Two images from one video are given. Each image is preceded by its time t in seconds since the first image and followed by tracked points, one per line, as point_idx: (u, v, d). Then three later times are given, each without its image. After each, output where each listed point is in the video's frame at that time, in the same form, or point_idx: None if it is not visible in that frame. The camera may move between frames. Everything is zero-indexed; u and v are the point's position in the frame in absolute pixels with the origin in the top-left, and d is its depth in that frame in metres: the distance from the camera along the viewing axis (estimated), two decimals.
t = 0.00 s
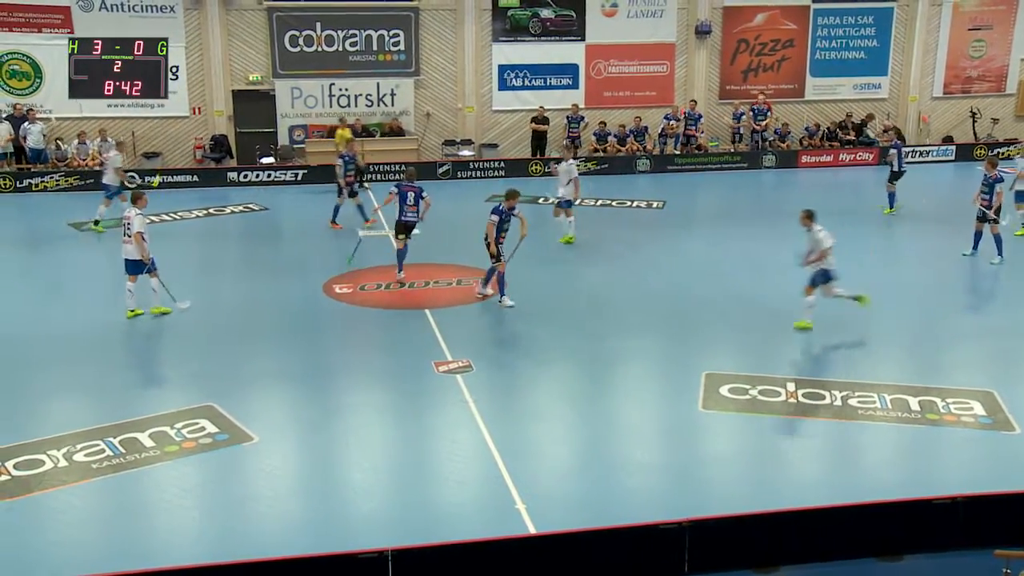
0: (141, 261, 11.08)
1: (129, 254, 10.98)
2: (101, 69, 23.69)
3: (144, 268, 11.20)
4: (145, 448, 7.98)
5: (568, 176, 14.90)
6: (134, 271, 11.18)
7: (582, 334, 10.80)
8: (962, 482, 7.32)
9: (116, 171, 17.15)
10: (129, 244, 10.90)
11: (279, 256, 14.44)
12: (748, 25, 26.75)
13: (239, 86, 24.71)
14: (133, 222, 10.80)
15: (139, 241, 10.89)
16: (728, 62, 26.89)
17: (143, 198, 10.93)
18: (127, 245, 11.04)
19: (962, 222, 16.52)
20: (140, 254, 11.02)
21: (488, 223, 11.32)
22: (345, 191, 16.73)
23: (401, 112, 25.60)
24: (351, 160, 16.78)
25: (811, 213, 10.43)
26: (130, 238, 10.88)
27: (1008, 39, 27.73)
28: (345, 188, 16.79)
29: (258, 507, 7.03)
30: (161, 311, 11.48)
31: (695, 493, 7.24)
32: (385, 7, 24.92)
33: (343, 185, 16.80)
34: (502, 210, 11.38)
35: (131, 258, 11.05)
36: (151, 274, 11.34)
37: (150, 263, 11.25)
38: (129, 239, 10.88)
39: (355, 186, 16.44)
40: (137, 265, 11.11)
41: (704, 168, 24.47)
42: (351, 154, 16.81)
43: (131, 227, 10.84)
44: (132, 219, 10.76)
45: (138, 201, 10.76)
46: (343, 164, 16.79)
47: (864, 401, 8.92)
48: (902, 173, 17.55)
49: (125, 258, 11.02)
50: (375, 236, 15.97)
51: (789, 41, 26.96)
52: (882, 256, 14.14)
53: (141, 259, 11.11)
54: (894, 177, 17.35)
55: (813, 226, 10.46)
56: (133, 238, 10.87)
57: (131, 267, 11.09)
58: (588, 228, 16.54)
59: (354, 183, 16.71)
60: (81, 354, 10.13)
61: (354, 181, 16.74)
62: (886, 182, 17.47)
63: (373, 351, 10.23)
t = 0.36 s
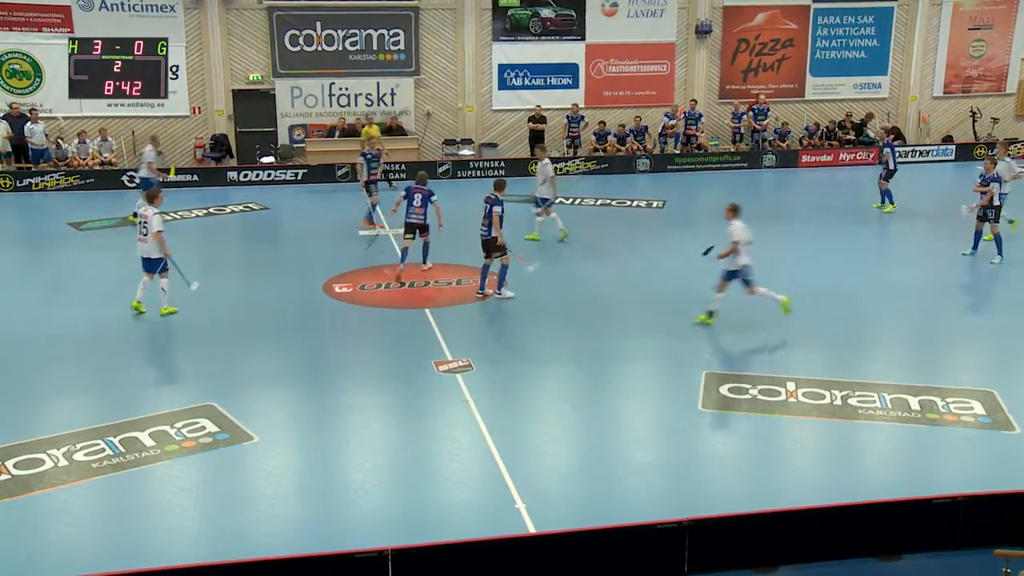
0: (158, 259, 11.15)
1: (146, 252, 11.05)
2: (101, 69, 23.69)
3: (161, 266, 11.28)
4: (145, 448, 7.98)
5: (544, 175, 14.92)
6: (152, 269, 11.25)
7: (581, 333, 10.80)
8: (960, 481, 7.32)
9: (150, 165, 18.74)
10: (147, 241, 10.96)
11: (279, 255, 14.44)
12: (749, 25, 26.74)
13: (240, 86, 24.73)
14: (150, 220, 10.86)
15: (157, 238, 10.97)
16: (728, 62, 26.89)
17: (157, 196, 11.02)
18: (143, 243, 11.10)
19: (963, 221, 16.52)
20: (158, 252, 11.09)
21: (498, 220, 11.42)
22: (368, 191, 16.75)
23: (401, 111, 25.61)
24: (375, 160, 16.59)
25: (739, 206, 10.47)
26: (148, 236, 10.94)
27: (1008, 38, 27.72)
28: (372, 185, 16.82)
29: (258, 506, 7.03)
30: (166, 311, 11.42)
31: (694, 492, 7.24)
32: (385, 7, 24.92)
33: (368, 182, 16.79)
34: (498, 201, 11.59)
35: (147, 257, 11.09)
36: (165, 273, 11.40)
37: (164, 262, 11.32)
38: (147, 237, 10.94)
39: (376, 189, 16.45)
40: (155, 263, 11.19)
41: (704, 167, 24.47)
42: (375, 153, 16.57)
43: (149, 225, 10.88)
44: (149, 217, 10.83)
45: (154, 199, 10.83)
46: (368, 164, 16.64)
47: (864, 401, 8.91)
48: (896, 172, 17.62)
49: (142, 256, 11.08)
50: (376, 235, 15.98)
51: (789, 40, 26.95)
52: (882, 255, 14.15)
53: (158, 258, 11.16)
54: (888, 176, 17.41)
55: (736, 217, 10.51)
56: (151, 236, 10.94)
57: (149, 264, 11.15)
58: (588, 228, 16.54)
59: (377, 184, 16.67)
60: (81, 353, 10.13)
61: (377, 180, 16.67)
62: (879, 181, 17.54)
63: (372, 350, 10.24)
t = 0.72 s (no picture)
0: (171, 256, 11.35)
1: (161, 249, 11.23)
2: (102, 70, 23.71)
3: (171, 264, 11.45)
4: (146, 448, 7.98)
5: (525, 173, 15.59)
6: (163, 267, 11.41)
7: (582, 333, 10.80)
8: (960, 482, 7.32)
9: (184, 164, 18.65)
10: (162, 237, 11.16)
11: (279, 255, 14.45)
12: (749, 25, 26.74)
13: (240, 86, 24.74)
14: (167, 217, 11.12)
15: (174, 234, 11.22)
16: (728, 62, 26.89)
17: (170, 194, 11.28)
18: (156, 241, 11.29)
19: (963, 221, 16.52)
20: (171, 249, 11.31)
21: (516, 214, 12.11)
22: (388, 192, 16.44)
23: (402, 112, 25.62)
24: (394, 163, 16.11)
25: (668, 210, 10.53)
26: (165, 233, 11.15)
27: (1008, 39, 27.73)
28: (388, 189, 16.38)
29: (259, 507, 7.03)
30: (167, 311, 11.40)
31: (694, 492, 7.25)
32: (386, 7, 24.91)
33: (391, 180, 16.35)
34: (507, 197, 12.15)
35: (162, 254, 11.27)
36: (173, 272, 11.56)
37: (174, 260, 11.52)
38: (164, 233, 11.16)
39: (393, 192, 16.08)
40: (168, 261, 11.37)
41: (705, 167, 24.47)
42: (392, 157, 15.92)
43: (166, 222, 11.13)
44: (166, 213, 11.08)
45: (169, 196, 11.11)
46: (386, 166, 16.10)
47: (864, 401, 8.92)
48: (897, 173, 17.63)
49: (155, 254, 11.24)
50: (375, 236, 15.99)
51: (789, 41, 26.95)
52: (882, 256, 14.16)
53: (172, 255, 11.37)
54: (888, 177, 17.41)
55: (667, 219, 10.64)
56: (167, 232, 11.17)
57: (161, 261, 11.34)
58: (589, 228, 16.56)
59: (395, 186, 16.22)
60: (81, 353, 10.14)
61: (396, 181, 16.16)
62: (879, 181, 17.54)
63: (372, 351, 10.24)
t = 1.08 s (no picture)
0: (196, 249, 11.87)
1: (186, 243, 11.74)
2: (101, 69, 23.72)
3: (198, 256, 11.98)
4: (163, 447, 8.01)
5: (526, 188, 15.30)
6: (188, 260, 11.93)
7: (599, 335, 10.78)
8: (979, 486, 7.26)
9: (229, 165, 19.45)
10: (186, 233, 11.65)
11: (297, 256, 14.50)
12: (766, 27, 26.67)
13: (257, 87, 24.83)
14: (189, 213, 11.58)
15: (197, 229, 11.70)
16: (745, 63, 26.83)
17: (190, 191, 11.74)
18: (181, 236, 11.79)
19: (985, 224, 16.43)
20: (196, 242, 11.82)
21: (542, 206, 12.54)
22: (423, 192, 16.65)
23: (418, 112, 25.69)
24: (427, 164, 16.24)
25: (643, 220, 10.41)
26: (188, 228, 11.63)
27: None
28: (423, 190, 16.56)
29: (275, 506, 7.05)
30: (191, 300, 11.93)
31: (710, 494, 7.22)
32: (402, 8, 24.98)
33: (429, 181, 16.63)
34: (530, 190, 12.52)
35: (184, 248, 11.74)
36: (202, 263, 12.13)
37: (201, 252, 12.05)
38: (188, 228, 11.64)
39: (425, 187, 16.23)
40: (193, 254, 11.87)
41: (721, 169, 24.40)
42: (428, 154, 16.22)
43: (188, 217, 11.59)
44: (188, 209, 11.52)
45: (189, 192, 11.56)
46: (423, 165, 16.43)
47: (881, 404, 8.87)
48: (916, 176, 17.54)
49: (181, 249, 11.75)
50: (391, 237, 15.97)
51: (806, 42, 26.85)
52: (904, 258, 14.08)
53: (195, 249, 11.85)
54: (907, 179, 17.32)
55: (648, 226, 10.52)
56: (190, 227, 11.64)
57: (186, 255, 11.84)
58: (607, 229, 16.55)
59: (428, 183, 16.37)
60: (100, 353, 10.20)
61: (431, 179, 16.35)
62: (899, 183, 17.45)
63: (388, 351, 10.26)
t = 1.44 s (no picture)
0: (214, 247, 12.05)
1: (205, 242, 11.91)
2: (101, 69, 23.68)
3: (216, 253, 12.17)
4: (170, 448, 8.02)
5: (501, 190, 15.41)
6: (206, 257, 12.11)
7: (608, 336, 10.78)
8: (989, 488, 7.23)
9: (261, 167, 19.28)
10: (205, 232, 11.82)
11: (306, 256, 14.52)
12: (774, 27, 26.64)
13: (265, 88, 24.88)
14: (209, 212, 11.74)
15: (216, 228, 11.87)
16: (752, 64, 26.81)
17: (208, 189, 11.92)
18: (199, 234, 11.93)
19: (996, 225, 16.38)
20: (214, 241, 11.99)
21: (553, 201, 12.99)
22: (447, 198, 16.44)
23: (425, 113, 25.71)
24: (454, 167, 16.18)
25: (652, 225, 10.21)
26: (208, 227, 11.81)
27: None
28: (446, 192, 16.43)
29: (282, 507, 7.05)
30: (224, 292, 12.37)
31: (717, 496, 7.20)
32: (410, 9, 25.01)
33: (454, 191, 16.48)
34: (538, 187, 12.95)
35: (200, 247, 11.90)
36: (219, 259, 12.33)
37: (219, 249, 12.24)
38: (208, 227, 11.82)
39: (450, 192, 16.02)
40: (209, 252, 12.05)
41: (728, 170, 24.39)
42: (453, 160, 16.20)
43: (208, 216, 11.79)
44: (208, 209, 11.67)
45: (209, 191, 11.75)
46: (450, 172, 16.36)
47: (889, 406, 8.85)
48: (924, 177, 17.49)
49: (199, 247, 11.92)
50: (399, 238, 15.98)
51: (814, 43, 26.83)
52: (914, 259, 14.06)
53: (211, 248, 12.01)
54: (916, 180, 17.27)
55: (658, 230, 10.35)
56: (210, 226, 11.81)
57: (205, 253, 12.02)
58: (615, 230, 16.54)
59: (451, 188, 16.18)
60: (108, 353, 10.21)
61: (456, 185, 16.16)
62: (907, 184, 17.42)
63: (396, 352, 10.27)
